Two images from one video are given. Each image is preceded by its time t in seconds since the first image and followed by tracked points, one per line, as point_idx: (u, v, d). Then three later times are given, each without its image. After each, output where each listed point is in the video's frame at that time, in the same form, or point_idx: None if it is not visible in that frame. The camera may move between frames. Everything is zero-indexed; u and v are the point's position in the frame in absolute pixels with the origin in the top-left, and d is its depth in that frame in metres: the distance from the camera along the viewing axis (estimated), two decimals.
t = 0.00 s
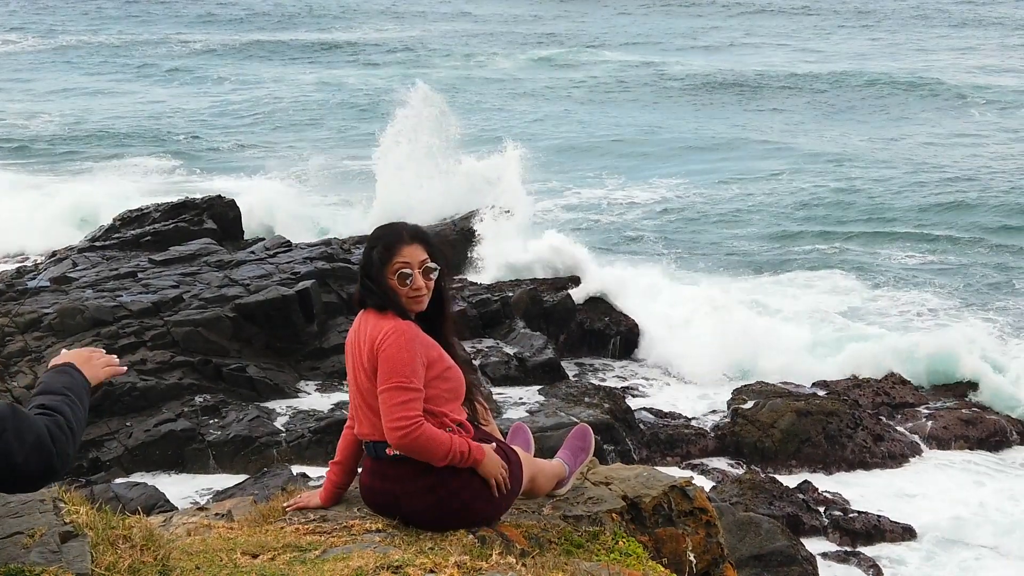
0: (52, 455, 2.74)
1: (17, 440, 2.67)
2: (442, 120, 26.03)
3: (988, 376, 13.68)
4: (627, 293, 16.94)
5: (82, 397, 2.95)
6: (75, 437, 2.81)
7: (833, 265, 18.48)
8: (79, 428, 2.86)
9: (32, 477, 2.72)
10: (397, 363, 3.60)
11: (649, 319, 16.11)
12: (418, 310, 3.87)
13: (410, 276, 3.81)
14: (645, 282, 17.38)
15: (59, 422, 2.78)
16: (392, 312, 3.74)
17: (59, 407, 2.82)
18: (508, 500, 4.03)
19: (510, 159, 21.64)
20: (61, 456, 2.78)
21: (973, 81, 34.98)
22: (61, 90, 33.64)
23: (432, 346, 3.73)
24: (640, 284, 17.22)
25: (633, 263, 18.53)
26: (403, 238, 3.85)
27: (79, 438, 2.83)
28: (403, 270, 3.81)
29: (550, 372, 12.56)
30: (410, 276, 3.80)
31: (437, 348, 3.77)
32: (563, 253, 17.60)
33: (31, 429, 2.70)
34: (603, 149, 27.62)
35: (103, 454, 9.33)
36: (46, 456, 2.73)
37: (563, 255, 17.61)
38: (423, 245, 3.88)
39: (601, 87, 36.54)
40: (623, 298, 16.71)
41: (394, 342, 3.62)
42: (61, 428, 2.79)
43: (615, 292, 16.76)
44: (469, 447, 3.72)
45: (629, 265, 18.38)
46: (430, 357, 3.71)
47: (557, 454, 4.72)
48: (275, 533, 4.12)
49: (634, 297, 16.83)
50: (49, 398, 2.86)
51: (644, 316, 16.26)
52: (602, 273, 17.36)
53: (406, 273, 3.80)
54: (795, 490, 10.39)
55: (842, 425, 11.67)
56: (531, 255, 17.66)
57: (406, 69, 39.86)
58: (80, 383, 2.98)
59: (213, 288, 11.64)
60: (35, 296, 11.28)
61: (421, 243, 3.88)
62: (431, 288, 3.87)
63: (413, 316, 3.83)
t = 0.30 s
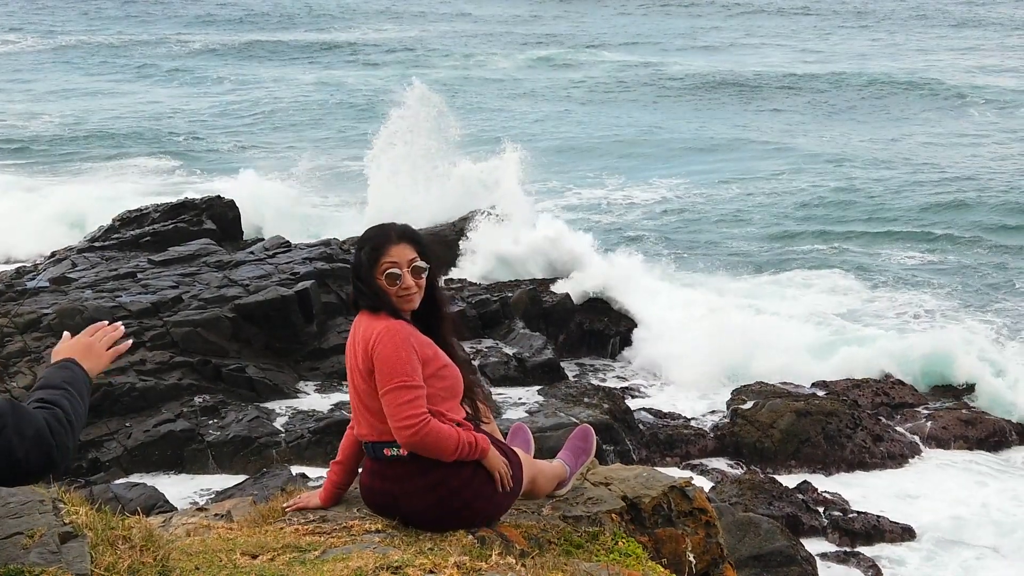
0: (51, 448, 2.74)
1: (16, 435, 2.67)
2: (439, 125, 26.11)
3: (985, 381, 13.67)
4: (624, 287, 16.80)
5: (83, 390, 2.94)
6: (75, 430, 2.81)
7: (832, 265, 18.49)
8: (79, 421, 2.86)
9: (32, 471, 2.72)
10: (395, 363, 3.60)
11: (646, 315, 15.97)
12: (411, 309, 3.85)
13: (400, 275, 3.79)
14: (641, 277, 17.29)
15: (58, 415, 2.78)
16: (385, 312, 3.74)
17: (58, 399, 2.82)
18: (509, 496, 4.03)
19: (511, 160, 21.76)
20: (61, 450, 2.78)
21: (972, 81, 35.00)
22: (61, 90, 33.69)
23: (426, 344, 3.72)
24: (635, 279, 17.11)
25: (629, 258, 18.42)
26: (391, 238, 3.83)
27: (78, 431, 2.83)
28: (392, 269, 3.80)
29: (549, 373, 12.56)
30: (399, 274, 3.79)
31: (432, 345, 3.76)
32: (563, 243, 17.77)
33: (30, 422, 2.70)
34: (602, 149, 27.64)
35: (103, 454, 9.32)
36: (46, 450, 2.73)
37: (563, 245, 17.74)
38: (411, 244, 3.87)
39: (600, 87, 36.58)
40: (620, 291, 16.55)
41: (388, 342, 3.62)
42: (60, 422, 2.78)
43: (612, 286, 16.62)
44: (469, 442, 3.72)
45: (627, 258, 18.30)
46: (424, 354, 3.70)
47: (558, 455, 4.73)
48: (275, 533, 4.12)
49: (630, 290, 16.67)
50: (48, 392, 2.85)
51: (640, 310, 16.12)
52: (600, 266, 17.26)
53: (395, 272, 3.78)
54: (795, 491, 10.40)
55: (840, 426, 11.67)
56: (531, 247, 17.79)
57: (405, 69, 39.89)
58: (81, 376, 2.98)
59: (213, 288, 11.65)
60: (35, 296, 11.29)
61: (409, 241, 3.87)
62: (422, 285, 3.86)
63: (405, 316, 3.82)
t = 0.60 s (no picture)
0: (50, 435, 2.74)
1: (15, 420, 2.67)
2: (436, 128, 26.09)
3: (981, 385, 13.57)
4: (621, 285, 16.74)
5: (82, 384, 2.95)
6: (74, 418, 2.81)
7: (832, 265, 18.51)
8: (79, 411, 2.86)
9: (30, 458, 2.71)
10: (393, 363, 3.60)
11: (642, 317, 15.93)
12: (403, 309, 3.85)
13: (389, 275, 3.78)
14: (638, 277, 17.22)
15: (55, 404, 2.78)
16: (378, 313, 3.75)
17: (58, 391, 2.82)
18: (511, 491, 4.02)
19: (512, 166, 21.90)
20: (60, 438, 2.77)
21: (972, 82, 35.04)
22: (61, 91, 33.76)
23: (420, 342, 3.72)
24: (633, 279, 17.07)
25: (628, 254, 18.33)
26: (379, 238, 3.83)
27: (77, 420, 2.83)
28: (380, 269, 3.79)
29: (549, 373, 12.57)
30: (388, 273, 3.78)
31: (425, 342, 3.75)
32: (557, 238, 17.95)
33: (29, 410, 2.70)
34: (602, 149, 27.68)
35: (102, 454, 9.32)
36: (45, 437, 2.72)
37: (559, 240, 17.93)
38: (400, 243, 3.86)
39: (600, 87, 36.61)
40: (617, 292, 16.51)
41: (382, 342, 3.62)
42: (59, 410, 2.79)
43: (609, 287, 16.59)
44: (470, 438, 3.72)
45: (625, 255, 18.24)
46: (420, 352, 3.69)
47: (558, 456, 4.73)
48: (274, 534, 4.13)
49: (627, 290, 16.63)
50: (49, 384, 2.86)
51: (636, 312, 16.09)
52: (596, 266, 17.24)
53: (384, 272, 3.78)
54: (794, 491, 10.40)
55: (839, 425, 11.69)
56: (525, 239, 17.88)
57: (404, 69, 39.95)
58: (81, 371, 2.99)
59: (212, 288, 11.65)
60: (34, 297, 11.31)
61: (398, 240, 3.86)
62: (413, 284, 3.85)
63: (397, 315, 3.82)
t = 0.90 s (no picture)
0: (48, 435, 2.74)
1: (14, 420, 2.67)
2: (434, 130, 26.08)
3: (975, 389, 13.30)
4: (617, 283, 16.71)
5: (82, 389, 2.95)
6: (71, 419, 2.81)
7: (832, 265, 18.51)
8: (76, 414, 2.86)
9: (29, 459, 2.71)
10: (391, 361, 3.60)
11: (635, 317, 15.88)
12: (397, 308, 3.85)
13: (380, 275, 3.79)
14: (637, 273, 17.19)
15: (53, 405, 2.78)
16: (372, 314, 3.75)
17: (57, 392, 2.83)
18: (512, 489, 4.02)
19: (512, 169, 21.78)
20: (57, 439, 2.77)
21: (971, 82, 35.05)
22: (61, 91, 33.79)
23: (417, 341, 3.72)
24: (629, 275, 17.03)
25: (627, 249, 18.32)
26: (369, 239, 3.84)
27: (75, 421, 2.83)
28: (372, 269, 3.80)
29: (548, 373, 12.58)
30: (380, 273, 3.79)
31: (421, 340, 3.75)
32: (551, 233, 18.02)
33: (28, 410, 2.71)
34: (601, 149, 27.69)
35: (102, 455, 9.32)
36: (45, 436, 2.73)
37: (554, 233, 18.01)
38: (390, 243, 3.87)
39: (600, 87, 36.62)
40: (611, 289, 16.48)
41: (377, 341, 3.62)
42: (57, 411, 2.79)
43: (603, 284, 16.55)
44: (473, 435, 3.72)
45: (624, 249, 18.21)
46: (416, 350, 3.70)
47: (558, 456, 4.73)
48: (273, 534, 4.13)
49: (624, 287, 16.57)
50: (49, 387, 2.87)
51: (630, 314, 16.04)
52: (591, 261, 17.22)
53: (375, 272, 3.79)
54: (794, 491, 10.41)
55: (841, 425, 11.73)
56: (517, 236, 17.94)
57: (403, 69, 39.98)
58: (81, 375, 2.99)
59: (212, 288, 11.66)
60: (33, 297, 11.31)
61: (388, 240, 3.87)
62: (405, 283, 3.85)
63: (391, 314, 3.82)
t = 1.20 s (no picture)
0: (43, 441, 2.74)
1: (10, 424, 2.68)
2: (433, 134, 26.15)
3: (970, 393, 13.16)
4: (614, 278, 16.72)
5: (83, 396, 2.95)
6: (67, 426, 2.81)
7: (832, 264, 18.52)
8: (72, 420, 2.86)
9: (25, 464, 2.71)
10: (392, 360, 3.60)
11: (629, 317, 15.91)
12: (392, 307, 3.85)
13: (375, 274, 3.79)
14: (635, 269, 17.21)
15: (49, 411, 2.79)
16: (368, 314, 3.74)
17: (54, 398, 2.83)
18: (512, 488, 4.02)
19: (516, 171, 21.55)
20: (52, 445, 2.76)
21: (969, 82, 35.08)
22: (61, 91, 33.86)
23: (415, 340, 3.72)
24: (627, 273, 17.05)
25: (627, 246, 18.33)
26: (362, 238, 3.83)
27: (71, 428, 2.83)
28: (366, 269, 3.79)
29: (548, 374, 12.60)
30: (374, 273, 3.79)
31: (418, 340, 3.75)
32: (547, 229, 18.09)
33: (25, 416, 2.71)
34: (600, 149, 27.72)
35: (101, 455, 9.31)
36: (40, 442, 2.73)
37: (551, 229, 18.08)
38: (385, 243, 3.87)
39: (599, 87, 36.65)
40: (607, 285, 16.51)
41: (374, 341, 3.62)
42: (53, 417, 2.79)
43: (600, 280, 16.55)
44: (475, 434, 3.73)
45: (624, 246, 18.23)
46: (415, 349, 3.69)
47: (557, 455, 4.73)
48: (273, 533, 4.13)
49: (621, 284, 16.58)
50: (47, 393, 2.87)
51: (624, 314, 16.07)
52: (587, 258, 17.26)
53: (369, 272, 3.78)
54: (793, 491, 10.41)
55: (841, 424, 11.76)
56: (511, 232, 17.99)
57: (403, 70, 40.03)
58: (81, 382, 2.99)
59: (212, 288, 11.66)
60: (33, 297, 11.32)
61: (381, 240, 3.86)
62: (400, 282, 3.85)
63: (387, 314, 3.82)
